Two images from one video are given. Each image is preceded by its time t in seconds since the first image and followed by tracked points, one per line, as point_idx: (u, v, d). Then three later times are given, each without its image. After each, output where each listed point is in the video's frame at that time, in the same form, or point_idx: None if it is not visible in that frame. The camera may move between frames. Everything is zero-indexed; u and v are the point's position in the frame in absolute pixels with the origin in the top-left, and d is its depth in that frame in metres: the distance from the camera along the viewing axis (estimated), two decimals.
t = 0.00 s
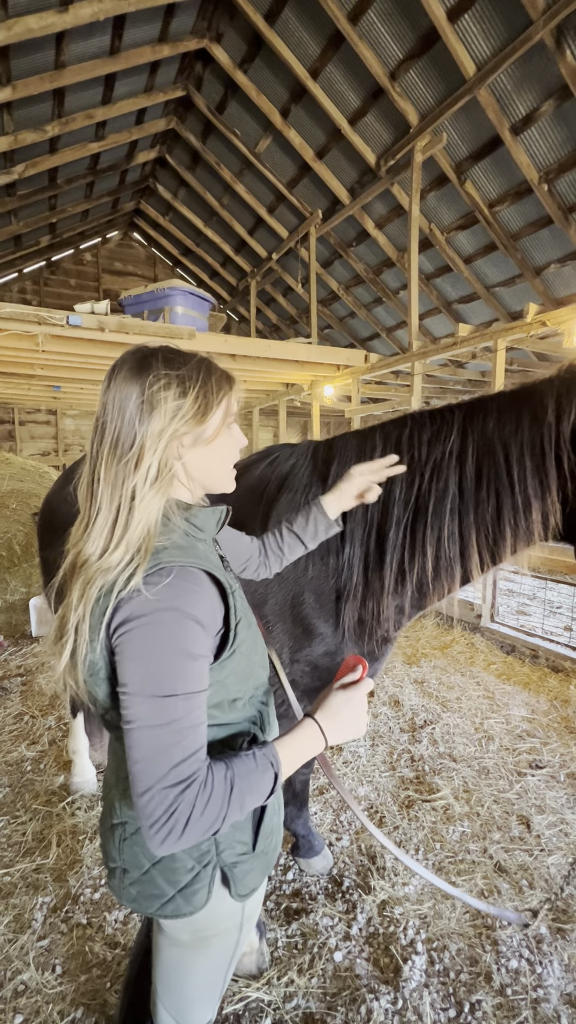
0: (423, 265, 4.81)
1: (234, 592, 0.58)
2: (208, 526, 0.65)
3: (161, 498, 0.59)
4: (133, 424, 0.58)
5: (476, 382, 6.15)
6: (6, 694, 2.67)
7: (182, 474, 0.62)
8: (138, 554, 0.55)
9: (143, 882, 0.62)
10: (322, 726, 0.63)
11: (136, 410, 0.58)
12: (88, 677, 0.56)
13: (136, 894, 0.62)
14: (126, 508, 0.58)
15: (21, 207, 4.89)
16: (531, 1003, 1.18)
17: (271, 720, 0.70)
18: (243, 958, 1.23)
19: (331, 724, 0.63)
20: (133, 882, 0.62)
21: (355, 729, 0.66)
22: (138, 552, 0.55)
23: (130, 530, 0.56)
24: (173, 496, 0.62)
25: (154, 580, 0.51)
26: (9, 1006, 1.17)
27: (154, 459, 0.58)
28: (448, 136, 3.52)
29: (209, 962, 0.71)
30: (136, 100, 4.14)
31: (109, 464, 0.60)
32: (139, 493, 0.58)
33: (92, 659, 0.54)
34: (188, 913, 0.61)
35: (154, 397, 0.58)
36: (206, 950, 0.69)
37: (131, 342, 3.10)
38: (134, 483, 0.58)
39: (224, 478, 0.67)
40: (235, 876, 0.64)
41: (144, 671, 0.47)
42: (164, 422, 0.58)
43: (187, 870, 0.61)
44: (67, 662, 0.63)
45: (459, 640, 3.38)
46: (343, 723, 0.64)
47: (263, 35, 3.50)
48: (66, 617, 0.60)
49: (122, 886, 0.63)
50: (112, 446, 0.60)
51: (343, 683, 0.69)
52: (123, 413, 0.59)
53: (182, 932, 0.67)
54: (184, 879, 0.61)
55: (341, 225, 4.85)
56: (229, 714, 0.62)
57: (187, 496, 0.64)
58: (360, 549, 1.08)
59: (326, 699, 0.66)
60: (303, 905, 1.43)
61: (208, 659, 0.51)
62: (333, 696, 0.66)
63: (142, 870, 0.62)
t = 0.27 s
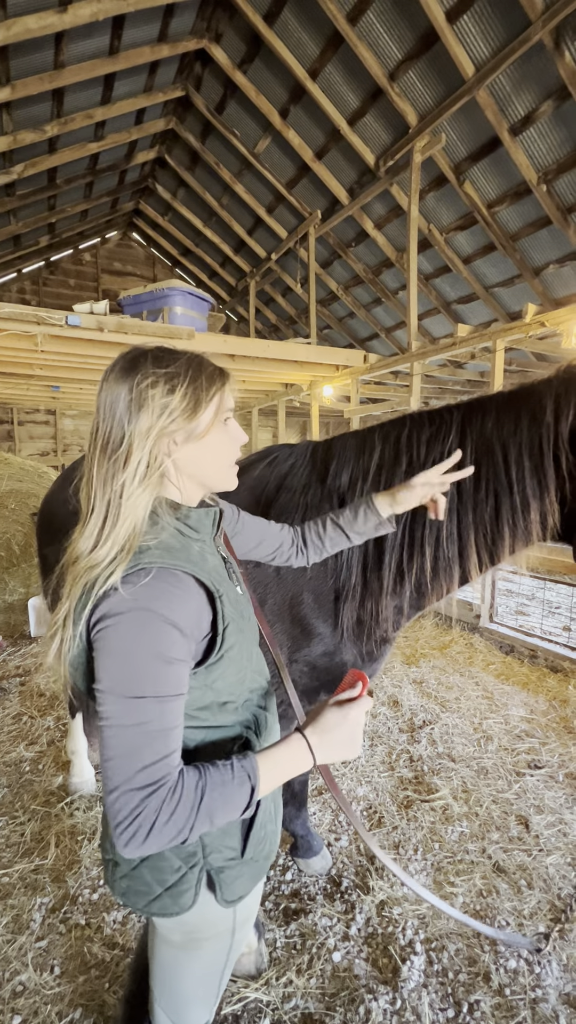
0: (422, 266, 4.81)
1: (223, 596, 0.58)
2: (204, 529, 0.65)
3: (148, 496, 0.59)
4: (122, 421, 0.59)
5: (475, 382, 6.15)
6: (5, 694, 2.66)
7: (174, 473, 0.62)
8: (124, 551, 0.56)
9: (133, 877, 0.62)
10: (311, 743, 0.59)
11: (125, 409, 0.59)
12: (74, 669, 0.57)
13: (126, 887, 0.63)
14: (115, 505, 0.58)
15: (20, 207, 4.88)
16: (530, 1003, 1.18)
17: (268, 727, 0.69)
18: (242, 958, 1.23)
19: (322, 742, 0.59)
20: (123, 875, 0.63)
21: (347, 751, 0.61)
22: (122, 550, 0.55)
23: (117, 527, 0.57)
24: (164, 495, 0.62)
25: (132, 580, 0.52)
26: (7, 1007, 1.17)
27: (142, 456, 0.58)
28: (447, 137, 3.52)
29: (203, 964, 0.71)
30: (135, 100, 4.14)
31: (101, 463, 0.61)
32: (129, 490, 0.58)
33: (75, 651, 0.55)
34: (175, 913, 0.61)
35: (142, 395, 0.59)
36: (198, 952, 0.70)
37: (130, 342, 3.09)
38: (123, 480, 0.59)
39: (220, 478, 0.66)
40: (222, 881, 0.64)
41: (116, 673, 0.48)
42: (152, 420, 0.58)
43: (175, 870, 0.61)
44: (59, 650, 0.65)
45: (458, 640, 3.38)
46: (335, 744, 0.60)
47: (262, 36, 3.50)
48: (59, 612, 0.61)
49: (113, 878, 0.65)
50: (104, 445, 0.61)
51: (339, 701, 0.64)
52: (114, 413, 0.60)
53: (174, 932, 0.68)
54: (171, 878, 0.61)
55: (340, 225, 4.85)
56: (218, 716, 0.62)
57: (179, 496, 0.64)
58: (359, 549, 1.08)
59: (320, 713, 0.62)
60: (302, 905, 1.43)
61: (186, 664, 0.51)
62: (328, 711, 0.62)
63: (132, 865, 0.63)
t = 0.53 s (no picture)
0: (421, 266, 4.82)
1: (217, 599, 0.58)
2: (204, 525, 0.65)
3: (147, 494, 0.59)
4: (112, 430, 0.61)
5: (474, 383, 6.16)
6: (4, 694, 2.66)
7: (172, 471, 0.63)
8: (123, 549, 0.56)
9: (124, 874, 0.63)
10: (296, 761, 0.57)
11: (113, 414, 0.61)
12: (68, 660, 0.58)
13: (118, 883, 0.63)
14: (113, 506, 0.59)
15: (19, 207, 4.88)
16: (528, 1003, 1.18)
17: (267, 734, 0.68)
18: (241, 958, 1.23)
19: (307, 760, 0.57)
20: (115, 871, 0.63)
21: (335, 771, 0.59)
22: (120, 548, 0.55)
23: (116, 528, 0.57)
24: (164, 494, 0.62)
25: (124, 577, 0.52)
26: (6, 1008, 1.16)
27: (135, 454, 0.59)
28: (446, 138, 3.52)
29: (196, 967, 0.72)
30: (134, 100, 4.14)
31: (97, 473, 0.62)
32: (125, 489, 0.59)
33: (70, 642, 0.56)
34: (165, 913, 0.62)
35: (127, 396, 0.60)
36: (192, 953, 0.71)
37: (129, 342, 3.09)
38: (119, 480, 0.59)
39: (219, 469, 0.66)
40: (210, 884, 0.64)
41: (99, 666, 0.48)
42: (140, 417, 0.59)
43: (164, 871, 0.62)
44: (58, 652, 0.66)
45: (457, 640, 3.38)
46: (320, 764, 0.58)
47: (262, 36, 3.50)
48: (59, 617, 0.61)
49: (106, 872, 0.66)
50: (98, 453, 0.62)
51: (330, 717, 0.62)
52: (103, 421, 0.62)
53: (167, 933, 0.69)
54: (160, 878, 0.62)
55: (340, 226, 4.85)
56: (212, 719, 0.62)
57: (180, 495, 0.64)
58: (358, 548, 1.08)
59: (309, 729, 0.61)
60: (301, 905, 1.43)
61: (171, 667, 0.51)
62: (316, 729, 0.60)
63: (124, 861, 0.63)
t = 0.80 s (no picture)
0: (420, 267, 4.82)
1: (216, 596, 0.58)
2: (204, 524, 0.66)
3: (145, 492, 0.59)
4: (113, 425, 0.62)
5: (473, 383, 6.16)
6: (3, 695, 2.66)
7: (170, 469, 0.63)
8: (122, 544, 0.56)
9: (119, 876, 0.65)
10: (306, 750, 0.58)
11: (115, 410, 0.61)
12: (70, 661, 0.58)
13: (114, 884, 0.65)
14: (112, 502, 0.59)
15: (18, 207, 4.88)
16: (527, 1002, 1.19)
17: (265, 734, 0.68)
18: (241, 958, 1.23)
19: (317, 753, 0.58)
20: (111, 871, 0.65)
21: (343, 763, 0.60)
22: (119, 544, 0.56)
23: (115, 524, 0.58)
24: (162, 491, 0.63)
25: (125, 572, 0.52)
26: (6, 1008, 1.16)
27: (135, 451, 0.60)
28: (445, 139, 3.53)
29: (192, 971, 0.73)
30: (134, 101, 4.14)
31: (96, 467, 0.62)
32: (125, 486, 0.59)
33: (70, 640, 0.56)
34: (160, 915, 0.63)
35: (130, 394, 0.61)
36: (187, 957, 0.71)
37: (128, 342, 3.09)
38: (119, 477, 0.60)
39: (217, 472, 0.66)
40: (205, 888, 0.65)
41: (105, 661, 0.49)
42: (141, 416, 0.60)
43: (158, 872, 0.63)
44: (57, 651, 0.66)
45: (456, 640, 3.39)
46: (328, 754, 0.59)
47: (261, 37, 3.50)
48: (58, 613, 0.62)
49: (104, 874, 0.67)
50: (100, 449, 0.63)
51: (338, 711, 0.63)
52: (107, 417, 0.63)
53: (162, 936, 0.70)
54: (155, 880, 0.63)
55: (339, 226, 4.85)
56: (210, 716, 0.62)
57: (178, 493, 0.64)
58: (357, 549, 1.08)
59: (318, 722, 0.61)
60: (300, 906, 1.43)
61: (175, 661, 0.51)
62: (325, 722, 0.61)
63: (119, 863, 0.65)
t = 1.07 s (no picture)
0: (419, 267, 4.83)
1: (215, 593, 0.59)
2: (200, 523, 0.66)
3: (141, 491, 0.60)
4: (111, 424, 0.62)
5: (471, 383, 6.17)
6: (2, 695, 2.66)
7: (166, 469, 0.63)
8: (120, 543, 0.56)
9: (117, 874, 0.66)
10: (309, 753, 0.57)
11: (112, 412, 0.62)
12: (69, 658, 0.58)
13: (111, 883, 0.66)
14: (110, 502, 0.60)
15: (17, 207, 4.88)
16: (525, 1001, 1.19)
17: (261, 731, 0.68)
18: (239, 958, 1.24)
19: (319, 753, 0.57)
20: (108, 870, 0.66)
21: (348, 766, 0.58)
22: (118, 542, 0.56)
23: (113, 523, 0.58)
24: (159, 491, 0.63)
25: (128, 570, 0.52)
26: (5, 1009, 1.17)
27: (132, 452, 0.60)
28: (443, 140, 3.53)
29: (189, 969, 0.73)
30: (132, 101, 4.14)
31: (93, 465, 0.63)
32: (121, 486, 0.60)
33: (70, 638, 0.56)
34: (158, 912, 0.64)
35: (126, 396, 0.62)
36: (184, 954, 0.72)
37: (127, 342, 3.09)
38: (116, 477, 0.60)
39: (213, 474, 0.66)
40: (203, 885, 0.65)
41: (104, 656, 0.49)
42: (137, 416, 0.60)
43: (156, 869, 0.64)
44: (56, 650, 0.66)
45: (454, 640, 3.39)
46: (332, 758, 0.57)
47: (259, 38, 3.51)
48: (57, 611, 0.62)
49: (101, 873, 0.68)
50: (98, 450, 0.64)
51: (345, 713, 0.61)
52: (105, 418, 0.63)
53: (159, 934, 0.70)
54: (153, 877, 0.64)
55: (337, 227, 4.86)
56: (208, 713, 0.62)
57: (174, 493, 0.64)
58: (355, 549, 1.09)
59: (325, 723, 0.60)
60: (299, 905, 1.43)
61: (176, 656, 0.52)
62: (332, 723, 0.59)
63: (117, 861, 0.66)
